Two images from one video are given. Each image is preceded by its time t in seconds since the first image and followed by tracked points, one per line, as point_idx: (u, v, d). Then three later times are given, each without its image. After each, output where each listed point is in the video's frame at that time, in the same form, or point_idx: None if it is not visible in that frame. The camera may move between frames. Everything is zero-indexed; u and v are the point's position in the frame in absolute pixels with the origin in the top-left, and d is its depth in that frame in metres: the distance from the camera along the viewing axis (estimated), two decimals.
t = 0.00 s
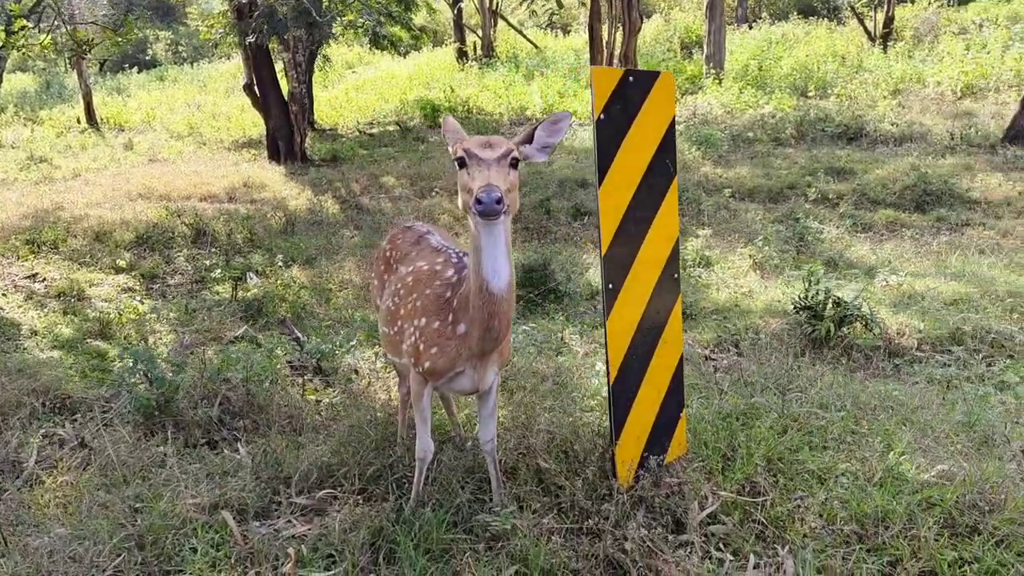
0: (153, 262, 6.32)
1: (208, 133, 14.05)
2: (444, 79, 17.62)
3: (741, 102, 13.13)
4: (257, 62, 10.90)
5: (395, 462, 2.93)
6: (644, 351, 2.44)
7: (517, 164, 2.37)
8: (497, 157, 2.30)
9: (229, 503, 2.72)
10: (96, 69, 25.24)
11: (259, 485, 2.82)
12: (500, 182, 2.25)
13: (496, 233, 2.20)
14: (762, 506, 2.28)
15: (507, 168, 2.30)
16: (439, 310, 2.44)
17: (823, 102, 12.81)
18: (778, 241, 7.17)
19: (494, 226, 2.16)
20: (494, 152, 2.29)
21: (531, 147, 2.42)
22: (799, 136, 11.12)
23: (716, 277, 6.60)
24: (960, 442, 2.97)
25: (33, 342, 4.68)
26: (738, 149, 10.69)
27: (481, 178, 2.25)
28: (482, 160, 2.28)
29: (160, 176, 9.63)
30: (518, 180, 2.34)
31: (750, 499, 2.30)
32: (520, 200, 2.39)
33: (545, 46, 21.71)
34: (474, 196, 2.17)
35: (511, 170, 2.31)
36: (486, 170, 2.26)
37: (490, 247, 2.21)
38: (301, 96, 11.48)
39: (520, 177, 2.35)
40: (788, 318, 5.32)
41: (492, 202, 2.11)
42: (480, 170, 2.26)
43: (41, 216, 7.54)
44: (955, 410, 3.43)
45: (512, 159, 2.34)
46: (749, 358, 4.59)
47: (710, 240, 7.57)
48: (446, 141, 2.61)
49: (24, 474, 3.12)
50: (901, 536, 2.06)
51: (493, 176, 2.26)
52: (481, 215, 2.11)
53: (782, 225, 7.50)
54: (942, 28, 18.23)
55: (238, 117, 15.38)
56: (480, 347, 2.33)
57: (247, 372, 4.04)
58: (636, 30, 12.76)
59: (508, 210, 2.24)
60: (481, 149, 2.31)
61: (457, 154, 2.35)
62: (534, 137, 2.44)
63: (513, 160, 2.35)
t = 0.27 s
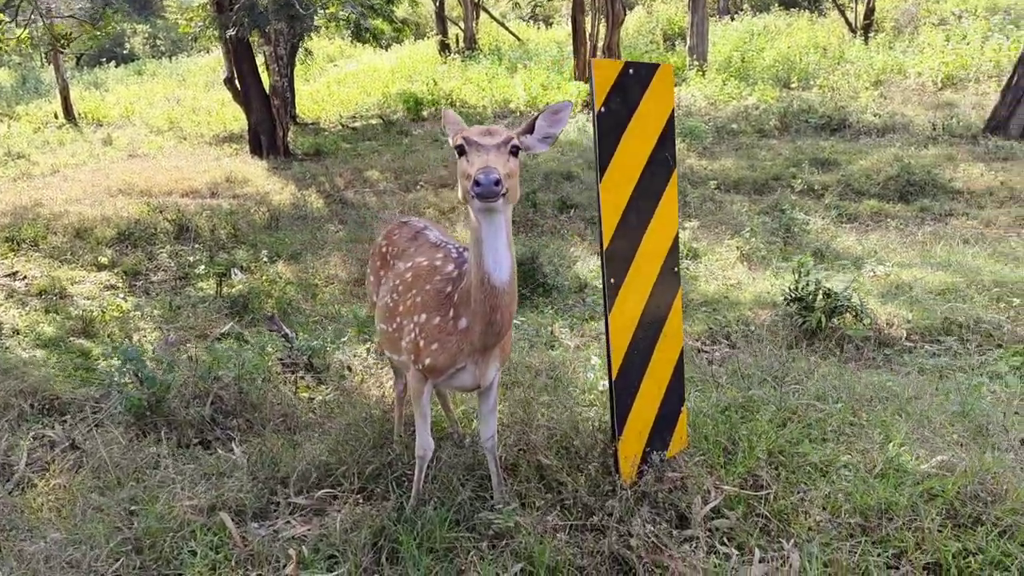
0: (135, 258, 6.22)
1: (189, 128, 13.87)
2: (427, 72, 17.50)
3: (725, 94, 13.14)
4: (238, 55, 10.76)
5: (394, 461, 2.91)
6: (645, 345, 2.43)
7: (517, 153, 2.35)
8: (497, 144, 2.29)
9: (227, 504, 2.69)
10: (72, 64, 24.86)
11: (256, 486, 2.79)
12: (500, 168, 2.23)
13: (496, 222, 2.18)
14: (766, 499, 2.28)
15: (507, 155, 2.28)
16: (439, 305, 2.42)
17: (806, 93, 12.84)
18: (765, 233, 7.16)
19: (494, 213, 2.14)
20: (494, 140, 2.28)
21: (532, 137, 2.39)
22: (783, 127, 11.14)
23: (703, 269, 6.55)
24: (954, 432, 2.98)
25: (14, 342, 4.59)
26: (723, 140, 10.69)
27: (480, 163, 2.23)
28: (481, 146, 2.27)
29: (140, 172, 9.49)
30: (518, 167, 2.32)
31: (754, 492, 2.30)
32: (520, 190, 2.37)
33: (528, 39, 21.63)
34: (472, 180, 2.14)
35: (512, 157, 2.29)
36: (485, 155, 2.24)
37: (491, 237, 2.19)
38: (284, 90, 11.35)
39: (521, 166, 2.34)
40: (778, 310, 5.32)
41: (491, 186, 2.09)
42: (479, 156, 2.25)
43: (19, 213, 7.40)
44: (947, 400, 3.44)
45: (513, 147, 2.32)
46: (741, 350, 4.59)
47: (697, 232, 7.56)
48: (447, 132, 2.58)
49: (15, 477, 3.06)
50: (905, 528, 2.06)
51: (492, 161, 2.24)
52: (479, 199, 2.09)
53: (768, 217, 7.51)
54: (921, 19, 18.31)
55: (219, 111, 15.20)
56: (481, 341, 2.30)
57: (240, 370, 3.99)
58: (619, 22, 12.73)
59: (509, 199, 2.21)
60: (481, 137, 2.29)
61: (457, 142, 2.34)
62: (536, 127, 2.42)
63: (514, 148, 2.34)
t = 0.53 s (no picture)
0: (124, 258, 6.15)
1: (175, 126, 13.76)
2: (415, 69, 17.43)
3: (713, 90, 13.14)
4: (225, 53, 10.67)
5: (393, 461, 2.89)
6: (645, 344, 2.42)
7: (517, 148, 2.34)
8: (497, 138, 2.28)
9: (225, 506, 2.66)
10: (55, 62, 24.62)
11: (254, 488, 2.77)
12: (500, 161, 2.22)
13: (496, 216, 2.17)
14: (769, 497, 2.27)
15: (506, 148, 2.28)
16: (440, 304, 2.40)
17: (794, 89, 12.86)
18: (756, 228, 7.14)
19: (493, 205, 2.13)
20: (493, 134, 2.27)
21: (532, 132, 2.38)
22: (772, 123, 11.15)
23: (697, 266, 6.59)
24: (951, 428, 2.98)
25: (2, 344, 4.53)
26: (712, 136, 10.69)
27: (479, 156, 2.21)
28: (480, 140, 2.26)
29: (127, 171, 9.39)
30: (518, 162, 2.31)
31: (757, 490, 2.29)
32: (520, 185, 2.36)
33: (516, 35, 21.59)
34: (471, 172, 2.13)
35: (511, 151, 2.29)
36: (484, 147, 2.23)
37: (490, 231, 2.18)
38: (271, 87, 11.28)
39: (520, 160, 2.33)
40: (771, 305, 5.30)
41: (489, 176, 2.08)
42: (478, 149, 2.23)
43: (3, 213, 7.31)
44: (942, 395, 3.43)
45: (512, 142, 2.31)
46: (735, 346, 4.57)
47: (688, 228, 7.55)
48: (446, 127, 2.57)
49: (9, 481, 3.02)
50: (909, 524, 2.06)
51: (491, 153, 2.23)
52: (479, 191, 2.08)
53: (759, 212, 7.51)
54: (908, 16, 18.39)
55: (206, 110, 15.08)
56: (481, 340, 2.29)
57: (234, 370, 3.96)
58: (608, 19, 12.71)
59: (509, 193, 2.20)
60: (480, 132, 2.29)
61: (456, 137, 2.33)
62: (537, 122, 2.41)
63: (513, 143, 2.33)
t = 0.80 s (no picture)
0: (105, 260, 6.05)
1: (155, 126, 13.59)
2: (396, 67, 17.33)
3: (696, 87, 13.17)
4: (205, 52, 10.55)
5: (391, 463, 2.87)
6: (646, 340, 2.41)
7: (516, 145, 2.31)
8: (496, 135, 2.25)
9: (222, 512, 2.63)
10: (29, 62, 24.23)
11: (251, 493, 2.74)
12: (499, 159, 2.18)
13: (495, 213, 2.15)
14: (772, 494, 2.27)
15: (505, 145, 2.25)
16: (440, 303, 2.38)
17: (776, 85, 12.92)
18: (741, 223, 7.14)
19: (492, 202, 2.11)
20: (491, 130, 2.24)
21: (531, 128, 2.36)
22: (754, 119, 11.19)
23: (682, 262, 6.71)
24: (945, 421, 2.99)
25: None
26: (696, 133, 10.71)
27: (478, 154, 2.18)
28: (478, 138, 2.23)
29: (105, 172, 9.26)
30: (517, 159, 2.28)
31: (760, 486, 2.29)
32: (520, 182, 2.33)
33: (497, 33, 21.53)
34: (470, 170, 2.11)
35: (510, 148, 2.26)
36: (483, 145, 2.20)
37: (490, 230, 2.16)
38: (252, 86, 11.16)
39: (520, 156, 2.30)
40: (760, 300, 5.30)
41: (488, 176, 2.06)
42: (477, 146, 2.20)
43: None
44: (934, 388, 3.43)
45: (511, 138, 2.28)
46: (725, 342, 4.57)
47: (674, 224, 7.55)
48: (444, 123, 2.54)
49: None
50: (912, 519, 2.07)
51: (490, 151, 2.20)
52: (478, 190, 2.07)
53: (744, 207, 7.52)
54: (886, 12, 18.54)
55: (186, 109, 14.91)
56: (482, 340, 2.27)
57: (224, 373, 3.90)
58: (589, 16, 12.70)
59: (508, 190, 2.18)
60: (477, 129, 2.26)
61: (454, 134, 2.30)
62: (536, 117, 2.39)
63: (512, 140, 2.30)
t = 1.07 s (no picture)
0: (90, 261, 5.98)
1: (139, 126, 13.46)
2: (383, 66, 17.26)
3: (683, 85, 13.19)
4: (190, 51, 10.46)
5: (389, 465, 2.85)
6: (646, 339, 2.41)
7: (514, 143, 2.28)
8: (493, 134, 2.22)
9: (218, 516, 2.60)
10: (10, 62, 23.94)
11: (248, 496, 2.71)
12: (497, 159, 2.15)
13: (493, 212, 2.13)
14: (772, 492, 2.28)
15: (503, 144, 2.21)
16: (438, 302, 2.36)
17: (762, 83, 12.96)
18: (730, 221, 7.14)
19: (490, 202, 2.09)
20: (489, 129, 2.21)
21: (530, 125, 2.34)
22: (741, 117, 11.21)
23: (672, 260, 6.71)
24: (939, 418, 2.99)
25: None
26: (683, 131, 10.72)
27: (475, 154, 2.15)
28: (476, 136, 2.20)
29: (90, 172, 9.15)
30: (515, 158, 2.25)
31: (760, 485, 2.30)
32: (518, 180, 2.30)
33: (483, 32, 21.49)
34: (467, 170, 2.09)
35: (508, 146, 2.23)
36: (481, 145, 2.17)
37: (488, 230, 2.14)
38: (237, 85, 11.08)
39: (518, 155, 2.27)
40: (751, 298, 5.30)
41: (486, 177, 2.04)
42: (474, 145, 2.17)
43: None
44: (927, 384, 3.45)
45: (509, 136, 2.25)
46: (717, 340, 4.56)
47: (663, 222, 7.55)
48: (441, 120, 2.51)
49: None
50: (913, 517, 2.07)
51: (487, 151, 2.17)
52: (476, 191, 2.05)
53: (733, 205, 7.53)
54: (870, 9, 18.65)
55: (171, 109, 14.78)
56: (481, 339, 2.25)
57: (216, 375, 3.87)
58: (577, 14, 12.68)
59: (507, 190, 2.16)
60: (475, 127, 2.22)
61: (451, 132, 2.27)
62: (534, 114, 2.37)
63: (510, 138, 2.27)
